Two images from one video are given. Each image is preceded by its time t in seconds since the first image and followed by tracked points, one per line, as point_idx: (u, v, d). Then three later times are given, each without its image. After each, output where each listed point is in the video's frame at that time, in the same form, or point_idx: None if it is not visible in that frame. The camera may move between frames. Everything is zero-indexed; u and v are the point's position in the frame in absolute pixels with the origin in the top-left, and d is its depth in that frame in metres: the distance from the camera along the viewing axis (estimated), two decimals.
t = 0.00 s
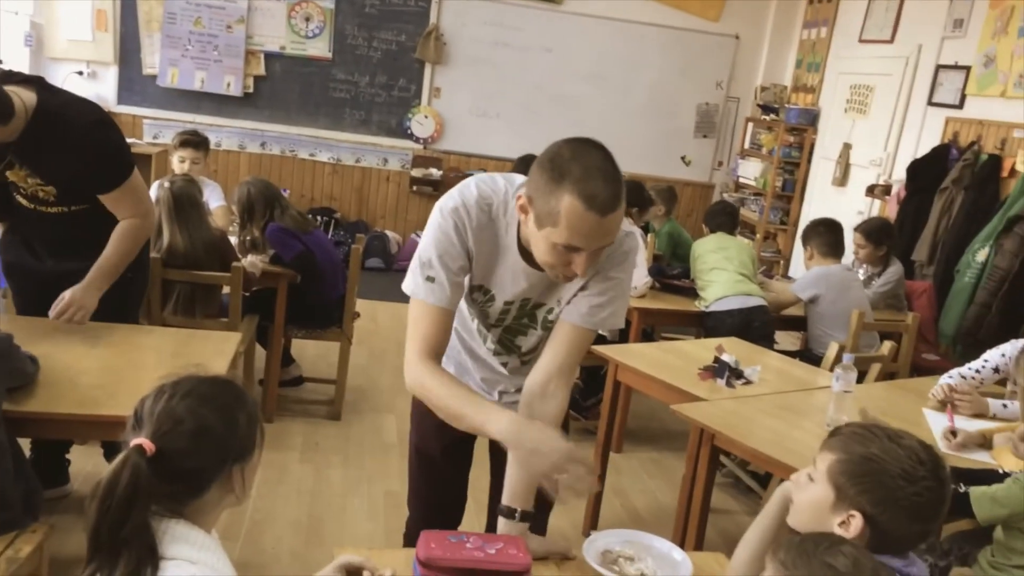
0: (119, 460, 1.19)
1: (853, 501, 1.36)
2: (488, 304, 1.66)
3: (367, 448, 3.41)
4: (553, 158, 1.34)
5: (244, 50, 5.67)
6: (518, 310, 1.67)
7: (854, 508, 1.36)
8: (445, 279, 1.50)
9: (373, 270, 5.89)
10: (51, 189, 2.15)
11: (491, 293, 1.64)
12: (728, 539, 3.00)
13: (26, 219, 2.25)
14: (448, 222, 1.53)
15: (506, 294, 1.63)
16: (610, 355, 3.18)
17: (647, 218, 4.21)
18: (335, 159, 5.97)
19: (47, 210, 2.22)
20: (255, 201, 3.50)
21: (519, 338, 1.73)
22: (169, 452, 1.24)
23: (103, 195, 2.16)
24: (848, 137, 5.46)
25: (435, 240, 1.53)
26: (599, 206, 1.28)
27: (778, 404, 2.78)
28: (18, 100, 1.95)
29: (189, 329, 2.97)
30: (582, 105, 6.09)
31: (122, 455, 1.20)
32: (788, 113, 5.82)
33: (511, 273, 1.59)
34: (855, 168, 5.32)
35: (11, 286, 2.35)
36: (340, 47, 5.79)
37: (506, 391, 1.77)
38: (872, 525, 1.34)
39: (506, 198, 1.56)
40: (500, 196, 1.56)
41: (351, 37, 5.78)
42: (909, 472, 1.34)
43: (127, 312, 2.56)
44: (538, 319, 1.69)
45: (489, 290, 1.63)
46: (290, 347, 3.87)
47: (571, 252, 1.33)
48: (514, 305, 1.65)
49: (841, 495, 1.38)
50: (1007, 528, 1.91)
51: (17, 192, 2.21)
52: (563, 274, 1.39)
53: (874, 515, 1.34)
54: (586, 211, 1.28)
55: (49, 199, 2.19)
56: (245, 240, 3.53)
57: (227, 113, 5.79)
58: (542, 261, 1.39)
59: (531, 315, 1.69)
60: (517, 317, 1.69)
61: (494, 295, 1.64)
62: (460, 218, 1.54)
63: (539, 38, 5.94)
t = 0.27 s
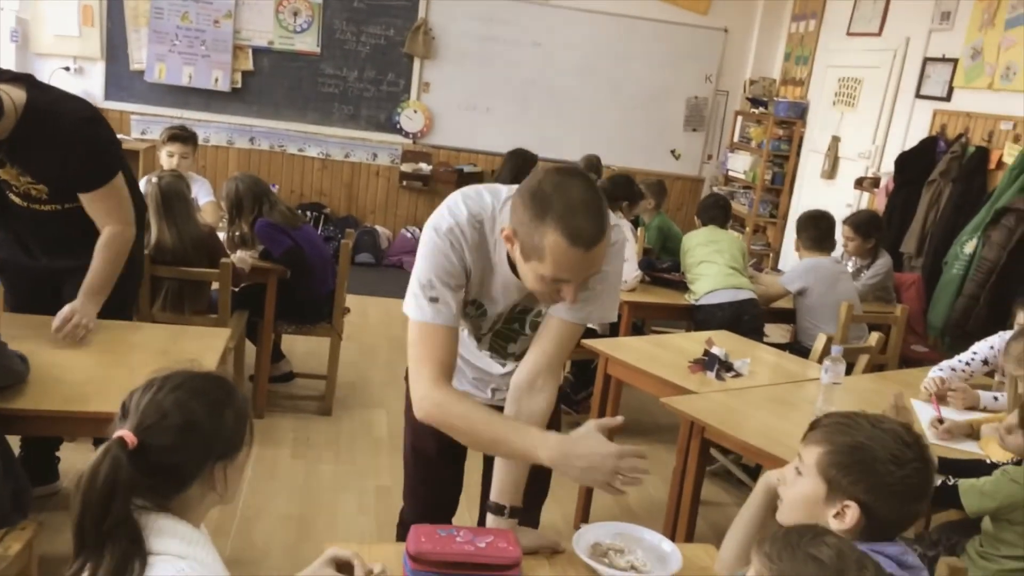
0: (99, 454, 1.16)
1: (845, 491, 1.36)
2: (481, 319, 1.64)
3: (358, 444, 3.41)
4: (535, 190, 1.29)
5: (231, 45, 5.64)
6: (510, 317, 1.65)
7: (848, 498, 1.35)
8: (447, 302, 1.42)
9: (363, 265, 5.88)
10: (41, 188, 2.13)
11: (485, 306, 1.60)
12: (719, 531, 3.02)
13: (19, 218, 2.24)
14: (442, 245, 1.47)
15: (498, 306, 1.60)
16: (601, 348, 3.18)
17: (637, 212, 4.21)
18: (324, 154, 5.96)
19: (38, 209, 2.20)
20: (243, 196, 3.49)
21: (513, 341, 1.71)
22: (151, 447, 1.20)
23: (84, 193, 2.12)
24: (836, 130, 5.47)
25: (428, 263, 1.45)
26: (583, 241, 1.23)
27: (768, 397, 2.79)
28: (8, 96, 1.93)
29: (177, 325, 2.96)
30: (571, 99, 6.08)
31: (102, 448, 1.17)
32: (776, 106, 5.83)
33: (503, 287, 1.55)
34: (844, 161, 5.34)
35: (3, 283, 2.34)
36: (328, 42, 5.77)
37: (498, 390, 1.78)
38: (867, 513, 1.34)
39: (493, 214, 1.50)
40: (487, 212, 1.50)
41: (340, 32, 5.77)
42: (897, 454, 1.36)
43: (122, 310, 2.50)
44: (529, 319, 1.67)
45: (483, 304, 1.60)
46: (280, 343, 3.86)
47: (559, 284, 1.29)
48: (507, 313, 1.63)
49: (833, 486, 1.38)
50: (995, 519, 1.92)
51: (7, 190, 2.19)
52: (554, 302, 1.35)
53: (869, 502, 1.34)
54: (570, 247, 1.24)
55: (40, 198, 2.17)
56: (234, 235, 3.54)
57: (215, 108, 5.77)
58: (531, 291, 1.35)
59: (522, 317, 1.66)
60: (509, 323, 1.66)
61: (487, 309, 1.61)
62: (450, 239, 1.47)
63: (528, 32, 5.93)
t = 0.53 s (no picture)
0: (76, 441, 1.14)
1: (836, 477, 1.36)
2: (477, 324, 1.64)
3: (346, 440, 3.40)
4: (524, 194, 1.28)
5: (217, 41, 5.61)
6: (504, 319, 1.65)
7: (840, 484, 1.35)
8: (447, 318, 1.43)
9: (351, 260, 5.87)
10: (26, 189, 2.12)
11: (480, 312, 1.60)
12: (707, 524, 3.03)
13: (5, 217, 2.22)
14: (434, 257, 1.45)
15: (493, 310, 1.60)
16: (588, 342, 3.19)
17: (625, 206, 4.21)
18: (311, 150, 5.94)
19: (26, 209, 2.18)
20: (229, 192, 3.48)
21: (507, 339, 1.71)
22: (131, 442, 1.18)
23: (56, 190, 2.06)
24: (823, 124, 5.49)
25: (423, 279, 1.44)
26: (579, 239, 1.22)
27: (756, 389, 2.80)
28: None
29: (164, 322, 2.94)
30: (559, 94, 6.08)
31: (80, 437, 1.15)
32: (763, 100, 5.85)
33: (498, 292, 1.55)
34: (830, 154, 5.36)
35: None
36: (315, 37, 5.75)
37: (489, 387, 1.76)
38: (860, 495, 1.35)
39: (483, 222, 1.49)
40: (476, 220, 1.49)
41: (326, 27, 5.75)
42: (877, 432, 1.39)
43: (110, 309, 2.46)
44: (521, 318, 1.66)
45: (480, 310, 1.60)
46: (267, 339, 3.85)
47: (559, 285, 1.28)
48: (502, 315, 1.63)
49: (823, 474, 1.38)
50: (978, 509, 1.93)
51: None
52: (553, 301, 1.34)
53: (861, 485, 1.35)
54: (566, 247, 1.23)
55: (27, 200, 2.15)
56: (220, 232, 3.49)
57: (201, 104, 5.74)
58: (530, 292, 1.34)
59: (516, 317, 1.66)
60: (504, 324, 1.67)
61: (483, 315, 1.61)
62: (444, 251, 1.46)
63: (515, 26, 5.92)
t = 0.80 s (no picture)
0: (63, 432, 1.16)
1: (830, 463, 1.37)
2: (472, 316, 1.63)
3: (338, 437, 3.40)
4: (522, 173, 1.28)
5: (206, 39, 5.60)
6: (499, 312, 1.64)
7: (834, 469, 1.36)
8: (436, 307, 1.43)
9: (343, 258, 5.87)
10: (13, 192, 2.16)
11: (475, 304, 1.60)
12: (699, 519, 3.04)
13: None
14: (430, 246, 1.45)
15: (489, 303, 1.59)
16: (580, 339, 3.19)
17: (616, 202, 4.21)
18: (302, 148, 5.93)
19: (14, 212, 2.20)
20: (219, 190, 3.47)
21: (501, 335, 1.71)
22: (117, 436, 1.18)
23: (37, 192, 2.03)
24: (813, 120, 5.51)
25: (417, 267, 1.44)
26: (577, 218, 1.22)
27: (748, 385, 2.81)
28: None
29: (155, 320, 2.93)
30: (550, 92, 6.08)
31: (68, 428, 1.16)
32: (754, 96, 5.86)
33: (494, 284, 1.55)
34: (821, 150, 5.38)
35: None
36: (305, 34, 5.74)
37: (482, 385, 1.76)
38: (854, 475, 1.36)
39: (481, 212, 1.49)
40: (475, 210, 1.49)
41: (316, 24, 5.73)
42: (862, 413, 1.42)
43: (102, 307, 2.44)
44: (517, 313, 1.66)
45: (476, 303, 1.59)
46: (259, 338, 3.84)
47: (557, 266, 1.28)
48: (498, 309, 1.62)
49: (817, 462, 1.38)
50: (968, 503, 1.93)
51: None
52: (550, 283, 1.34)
53: (855, 466, 1.35)
54: (565, 225, 1.23)
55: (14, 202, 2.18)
56: (211, 229, 3.51)
57: (191, 102, 5.72)
58: (527, 274, 1.34)
59: (511, 311, 1.65)
60: (499, 318, 1.66)
61: (478, 307, 1.61)
62: (441, 240, 1.46)
63: (506, 23, 5.92)
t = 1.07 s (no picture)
0: (53, 427, 1.16)
1: (841, 451, 1.37)
2: (464, 313, 1.63)
3: (332, 437, 3.40)
4: (526, 183, 1.28)
5: (198, 38, 5.59)
6: (491, 312, 1.64)
7: (846, 458, 1.37)
8: (407, 303, 1.42)
9: (336, 258, 5.87)
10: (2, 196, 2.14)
11: (470, 303, 1.60)
12: (692, 516, 3.05)
13: None
14: (419, 245, 1.46)
15: (481, 302, 1.59)
16: (573, 337, 3.20)
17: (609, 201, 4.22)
18: (295, 147, 5.92)
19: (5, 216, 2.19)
20: (212, 189, 3.48)
21: (493, 334, 1.70)
22: (109, 433, 1.18)
23: (22, 194, 2.01)
24: (805, 118, 5.52)
25: (403, 264, 1.44)
26: (581, 230, 1.23)
27: (741, 383, 2.81)
28: None
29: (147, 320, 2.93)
30: (543, 91, 6.08)
31: (58, 422, 1.17)
32: (746, 95, 5.88)
33: (486, 284, 1.55)
34: (813, 148, 5.39)
35: None
36: (297, 34, 5.73)
37: (475, 384, 1.76)
38: (864, 461, 1.38)
39: (476, 212, 1.49)
40: (470, 211, 1.49)
41: (308, 23, 5.73)
42: (853, 397, 1.45)
43: (95, 307, 2.43)
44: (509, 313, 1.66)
45: (469, 301, 1.60)
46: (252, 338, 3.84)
47: (558, 277, 1.28)
48: (493, 308, 1.62)
49: (826, 453, 1.38)
50: (958, 496, 1.94)
51: None
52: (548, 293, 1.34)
53: (862, 451, 1.38)
54: (568, 237, 1.23)
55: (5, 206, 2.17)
56: (204, 228, 3.52)
57: (183, 102, 5.71)
58: (526, 284, 1.34)
59: (503, 311, 1.65)
60: (490, 318, 1.66)
61: (471, 305, 1.61)
62: (431, 238, 1.47)
63: (498, 22, 5.92)
